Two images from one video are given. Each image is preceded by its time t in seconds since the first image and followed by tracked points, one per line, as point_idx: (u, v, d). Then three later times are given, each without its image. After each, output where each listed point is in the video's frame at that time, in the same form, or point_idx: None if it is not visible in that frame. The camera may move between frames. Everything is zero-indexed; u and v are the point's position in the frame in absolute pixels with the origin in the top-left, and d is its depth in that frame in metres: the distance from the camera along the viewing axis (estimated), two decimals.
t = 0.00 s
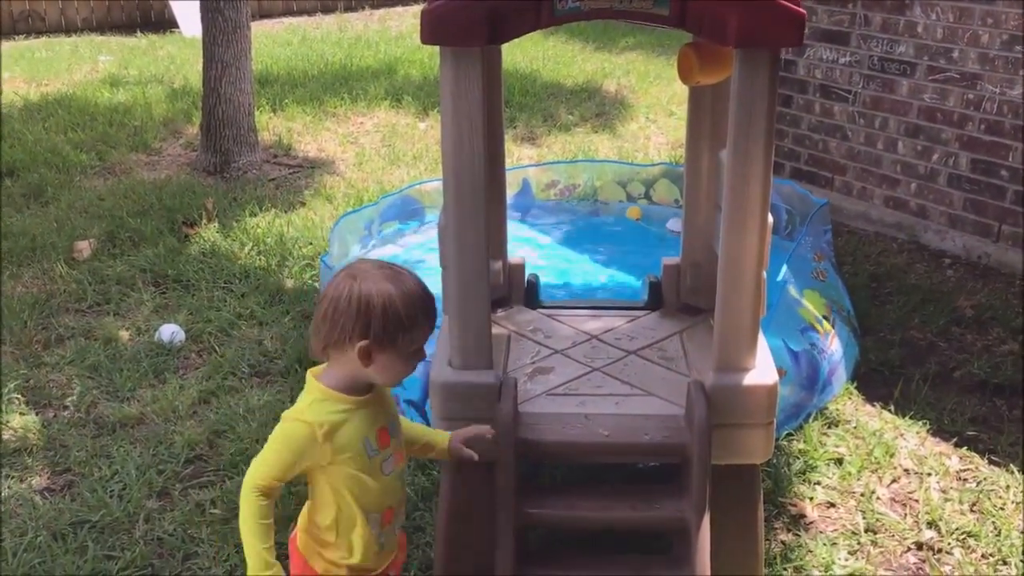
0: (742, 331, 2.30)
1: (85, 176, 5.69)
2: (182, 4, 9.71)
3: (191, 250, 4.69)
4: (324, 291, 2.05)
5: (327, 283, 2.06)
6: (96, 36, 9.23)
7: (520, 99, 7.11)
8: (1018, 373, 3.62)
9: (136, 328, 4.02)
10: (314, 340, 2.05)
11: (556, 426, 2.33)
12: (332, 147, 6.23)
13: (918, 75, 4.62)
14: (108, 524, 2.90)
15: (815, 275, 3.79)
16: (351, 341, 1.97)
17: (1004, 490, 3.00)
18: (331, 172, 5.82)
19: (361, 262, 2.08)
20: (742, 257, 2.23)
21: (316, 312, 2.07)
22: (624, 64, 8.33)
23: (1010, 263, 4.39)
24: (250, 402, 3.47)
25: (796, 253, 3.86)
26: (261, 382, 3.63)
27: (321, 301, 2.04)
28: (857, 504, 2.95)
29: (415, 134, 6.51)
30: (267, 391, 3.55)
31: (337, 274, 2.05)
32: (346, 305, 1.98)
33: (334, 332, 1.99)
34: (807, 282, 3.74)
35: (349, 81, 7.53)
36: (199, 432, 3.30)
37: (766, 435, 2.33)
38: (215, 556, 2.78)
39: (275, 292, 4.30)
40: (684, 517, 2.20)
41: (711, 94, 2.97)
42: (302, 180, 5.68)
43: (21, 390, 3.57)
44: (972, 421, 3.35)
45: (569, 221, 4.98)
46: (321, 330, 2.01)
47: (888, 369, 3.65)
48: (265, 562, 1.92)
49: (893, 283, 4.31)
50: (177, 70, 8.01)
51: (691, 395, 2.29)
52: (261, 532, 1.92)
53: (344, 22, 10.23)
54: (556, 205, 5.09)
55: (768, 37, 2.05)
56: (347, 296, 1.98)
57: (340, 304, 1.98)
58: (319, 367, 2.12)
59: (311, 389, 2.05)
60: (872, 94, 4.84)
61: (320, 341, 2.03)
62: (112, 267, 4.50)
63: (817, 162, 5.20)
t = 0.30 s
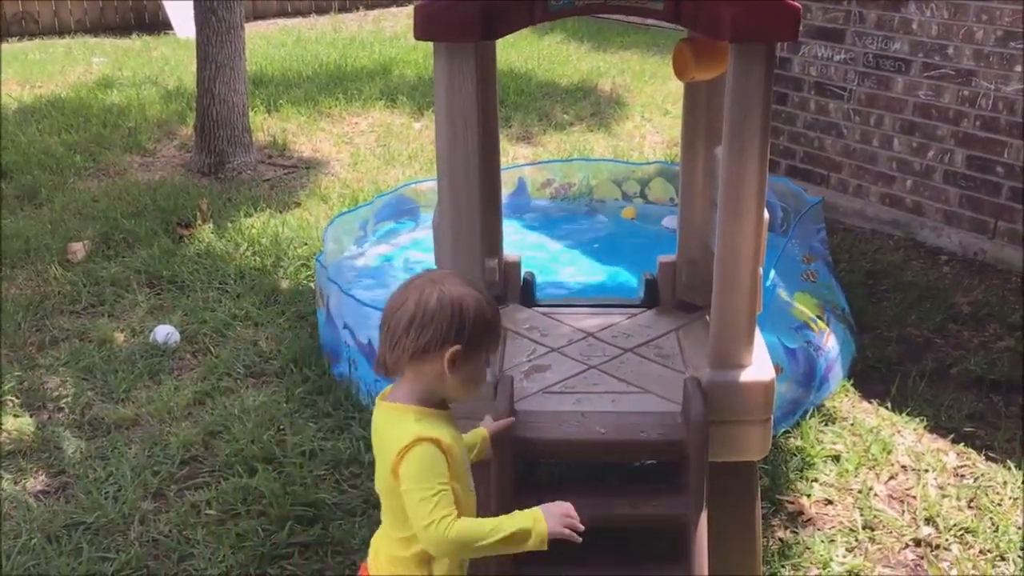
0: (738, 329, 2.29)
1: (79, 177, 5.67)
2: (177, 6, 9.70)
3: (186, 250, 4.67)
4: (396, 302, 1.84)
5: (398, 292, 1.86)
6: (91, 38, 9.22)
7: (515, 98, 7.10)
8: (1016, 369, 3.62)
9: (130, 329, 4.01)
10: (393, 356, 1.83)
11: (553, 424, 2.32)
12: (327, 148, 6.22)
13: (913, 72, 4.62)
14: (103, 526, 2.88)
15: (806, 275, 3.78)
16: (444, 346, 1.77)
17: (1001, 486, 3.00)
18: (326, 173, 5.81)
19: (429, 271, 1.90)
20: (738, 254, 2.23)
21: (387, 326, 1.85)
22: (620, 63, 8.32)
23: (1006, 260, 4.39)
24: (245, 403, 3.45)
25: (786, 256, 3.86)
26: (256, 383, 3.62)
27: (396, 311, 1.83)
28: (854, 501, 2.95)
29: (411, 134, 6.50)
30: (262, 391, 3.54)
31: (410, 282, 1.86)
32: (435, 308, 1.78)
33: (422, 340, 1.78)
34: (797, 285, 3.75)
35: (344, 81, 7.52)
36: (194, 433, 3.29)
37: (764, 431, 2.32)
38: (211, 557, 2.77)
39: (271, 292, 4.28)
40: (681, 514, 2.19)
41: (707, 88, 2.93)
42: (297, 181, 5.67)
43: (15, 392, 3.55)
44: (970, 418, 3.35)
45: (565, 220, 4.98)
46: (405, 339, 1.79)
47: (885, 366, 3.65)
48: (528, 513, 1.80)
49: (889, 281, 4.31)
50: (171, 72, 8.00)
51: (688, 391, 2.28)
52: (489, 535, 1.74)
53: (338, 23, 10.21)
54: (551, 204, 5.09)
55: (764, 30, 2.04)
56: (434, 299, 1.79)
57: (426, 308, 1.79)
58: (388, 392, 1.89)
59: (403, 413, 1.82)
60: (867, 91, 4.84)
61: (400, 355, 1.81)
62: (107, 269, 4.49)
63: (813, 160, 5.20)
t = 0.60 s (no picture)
0: (731, 334, 2.28)
1: (69, 195, 5.65)
2: (167, 26, 9.70)
3: (176, 267, 4.65)
4: (498, 307, 1.94)
5: (494, 300, 1.95)
6: (81, 58, 9.21)
7: (506, 113, 7.11)
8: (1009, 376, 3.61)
9: (120, 346, 3.98)
10: (513, 358, 1.91)
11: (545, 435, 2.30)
12: (318, 164, 6.21)
13: (901, 81, 4.63)
14: (91, 544, 2.85)
15: (802, 281, 3.78)
16: (561, 335, 1.93)
17: (997, 492, 2.98)
18: (317, 188, 5.80)
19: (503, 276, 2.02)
20: (730, 260, 2.22)
21: (494, 333, 1.93)
22: (609, 78, 8.34)
23: (997, 267, 4.40)
24: (236, 418, 3.43)
25: (784, 260, 3.85)
26: (247, 399, 3.59)
27: (505, 315, 1.92)
28: (850, 510, 2.93)
29: (401, 149, 6.50)
30: (253, 407, 3.51)
31: (501, 288, 1.96)
32: (547, 302, 1.93)
33: (544, 335, 1.91)
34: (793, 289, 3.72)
35: (334, 98, 7.52)
36: (185, 449, 3.25)
37: (758, 438, 2.32)
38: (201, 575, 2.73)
39: (261, 307, 4.26)
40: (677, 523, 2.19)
41: (694, 95, 2.92)
42: (287, 197, 5.65)
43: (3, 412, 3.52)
44: (964, 425, 3.33)
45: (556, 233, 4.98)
46: (529, 337, 1.90)
47: (879, 374, 3.64)
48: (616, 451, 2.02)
49: (881, 289, 4.30)
50: (161, 90, 7.99)
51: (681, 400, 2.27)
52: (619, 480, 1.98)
53: (329, 41, 10.22)
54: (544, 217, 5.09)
55: (753, 32, 2.04)
56: (543, 295, 1.94)
57: (538, 304, 1.92)
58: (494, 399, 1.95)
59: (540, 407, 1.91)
60: (856, 101, 4.85)
61: (521, 355, 1.91)
62: (96, 286, 4.46)
63: (802, 170, 5.21)
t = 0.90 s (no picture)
0: (716, 352, 2.24)
1: (48, 226, 5.59)
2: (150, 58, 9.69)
3: (156, 297, 4.58)
4: (551, 301, 2.07)
5: (543, 297, 2.08)
6: (64, 90, 9.18)
7: (491, 140, 7.10)
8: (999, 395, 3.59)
9: (98, 376, 3.90)
10: (578, 343, 2.03)
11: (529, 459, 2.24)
12: (301, 192, 6.18)
13: (883, 103, 4.64)
14: None
15: (789, 304, 3.76)
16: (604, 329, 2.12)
17: (990, 513, 2.94)
18: (300, 216, 5.76)
19: (530, 285, 2.15)
20: (715, 276, 2.18)
21: (555, 322, 2.04)
22: (594, 106, 8.37)
23: (983, 287, 4.39)
24: (216, 447, 3.36)
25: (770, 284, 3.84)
26: (227, 428, 3.53)
27: (562, 306, 2.05)
28: (842, 532, 2.88)
29: (386, 176, 6.47)
30: (233, 436, 3.45)
31: (542, 288, 2.10)
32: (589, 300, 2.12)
33: (598, 324, 2.08)
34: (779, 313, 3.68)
35: (319, 127, 7.51)
36: (162, 479, 3.18)
37: (747, 459, 2.27)
38: None
39: (242, 335, 4.20)
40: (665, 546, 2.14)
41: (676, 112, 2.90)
42: (270, 225, 5.61)
43: None
44: (954, 445, 3.29)
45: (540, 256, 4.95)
46: (590, 324, 2.05)
47: (867, 396, 3.60)
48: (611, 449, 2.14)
49: (868, 311, 4.28)
50: (144, 121, 7.96)
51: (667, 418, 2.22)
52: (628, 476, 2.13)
53: (313, 72, 10.23)
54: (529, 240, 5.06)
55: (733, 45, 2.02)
56: (584, 292, 2.12)
57: (586, 300, 2.10)
58: (556, 388, 2.01)
59: (616, 405, 1.99)
60: (839, 124, 4.86)
61: (584, 340, 2.04)
62: (75, 316, 4.39)
63: (787, 193, 5.20)
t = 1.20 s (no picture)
0: (702, 351, 2.18)
1: (23, 238, 5.49)
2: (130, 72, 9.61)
3: (133, 308, 4.50)
4: (535, 300, 1.98)
5: (525, 295, 1.98)
6: (42, 104, 9.09)
7: (474, 151, 7.06)
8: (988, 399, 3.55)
9: (72, 387, 3.81)
10: (565, 343, 1.96)
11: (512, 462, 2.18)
12: (282, 203, 6.11)
13: (868, 108, 4.63)
14: None
15: (780, 305, 3.70)
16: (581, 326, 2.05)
17: (981, 516, 2.89)
18: (281, 227, 5.69)
19: (507, 281, 2.05)
20: (701, 272, 2.13)
21: (542, 322, 1.95)
22: (577, 118, 8.35)
23: (970, 292, 4.36)
24: (192, 458, 3.28)
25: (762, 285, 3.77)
26: (204, 439, 3.45)
27: (548, 304, 1.97)
28: (832, 538, 2.83)
29: (368, 187, 6.42)
30: (210, 447, 3.37)
31: (522, 285, 2.01)
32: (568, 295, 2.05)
33: (580, 322, 2.01)
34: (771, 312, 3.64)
35: (300, 139, 7.45)
36: (137, 491, 3.10)
37: (735, 459, 2.22)
38: None
39: (221, 346, 4.12)
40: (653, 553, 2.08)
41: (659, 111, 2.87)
42: (250, 235, 5.54)
43: None
44: (944, 449, 3.25)
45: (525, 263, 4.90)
46: (574, 323, 1.98)
47: (856, 401, 3.56)
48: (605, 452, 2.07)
49: (855, 317, 4.25)
50: (124, 134, 7.87)
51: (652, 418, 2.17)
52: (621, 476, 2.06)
53: (295, 86, 10.18)
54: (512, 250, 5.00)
55: (716, 36, 1.97)
56: (563, 288, 2.04)
57: (566, 296, 2.02)
58: (544, 392, 1.93)
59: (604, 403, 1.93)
60: (823, 130, 4.84)
61: (570, 340, 1.97)
62: (49, 328, 4.30)
63: (772, 200, 5.18)
